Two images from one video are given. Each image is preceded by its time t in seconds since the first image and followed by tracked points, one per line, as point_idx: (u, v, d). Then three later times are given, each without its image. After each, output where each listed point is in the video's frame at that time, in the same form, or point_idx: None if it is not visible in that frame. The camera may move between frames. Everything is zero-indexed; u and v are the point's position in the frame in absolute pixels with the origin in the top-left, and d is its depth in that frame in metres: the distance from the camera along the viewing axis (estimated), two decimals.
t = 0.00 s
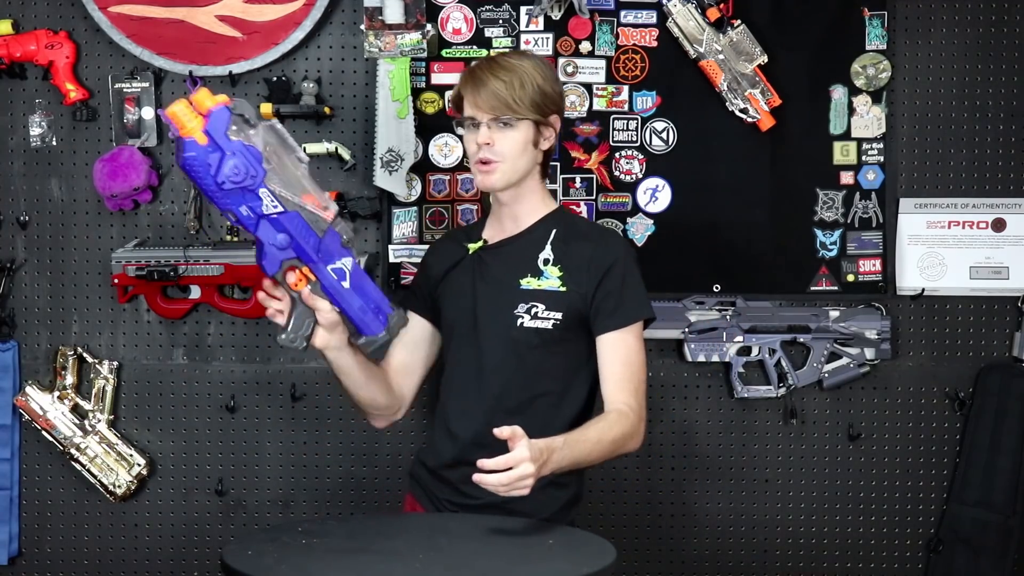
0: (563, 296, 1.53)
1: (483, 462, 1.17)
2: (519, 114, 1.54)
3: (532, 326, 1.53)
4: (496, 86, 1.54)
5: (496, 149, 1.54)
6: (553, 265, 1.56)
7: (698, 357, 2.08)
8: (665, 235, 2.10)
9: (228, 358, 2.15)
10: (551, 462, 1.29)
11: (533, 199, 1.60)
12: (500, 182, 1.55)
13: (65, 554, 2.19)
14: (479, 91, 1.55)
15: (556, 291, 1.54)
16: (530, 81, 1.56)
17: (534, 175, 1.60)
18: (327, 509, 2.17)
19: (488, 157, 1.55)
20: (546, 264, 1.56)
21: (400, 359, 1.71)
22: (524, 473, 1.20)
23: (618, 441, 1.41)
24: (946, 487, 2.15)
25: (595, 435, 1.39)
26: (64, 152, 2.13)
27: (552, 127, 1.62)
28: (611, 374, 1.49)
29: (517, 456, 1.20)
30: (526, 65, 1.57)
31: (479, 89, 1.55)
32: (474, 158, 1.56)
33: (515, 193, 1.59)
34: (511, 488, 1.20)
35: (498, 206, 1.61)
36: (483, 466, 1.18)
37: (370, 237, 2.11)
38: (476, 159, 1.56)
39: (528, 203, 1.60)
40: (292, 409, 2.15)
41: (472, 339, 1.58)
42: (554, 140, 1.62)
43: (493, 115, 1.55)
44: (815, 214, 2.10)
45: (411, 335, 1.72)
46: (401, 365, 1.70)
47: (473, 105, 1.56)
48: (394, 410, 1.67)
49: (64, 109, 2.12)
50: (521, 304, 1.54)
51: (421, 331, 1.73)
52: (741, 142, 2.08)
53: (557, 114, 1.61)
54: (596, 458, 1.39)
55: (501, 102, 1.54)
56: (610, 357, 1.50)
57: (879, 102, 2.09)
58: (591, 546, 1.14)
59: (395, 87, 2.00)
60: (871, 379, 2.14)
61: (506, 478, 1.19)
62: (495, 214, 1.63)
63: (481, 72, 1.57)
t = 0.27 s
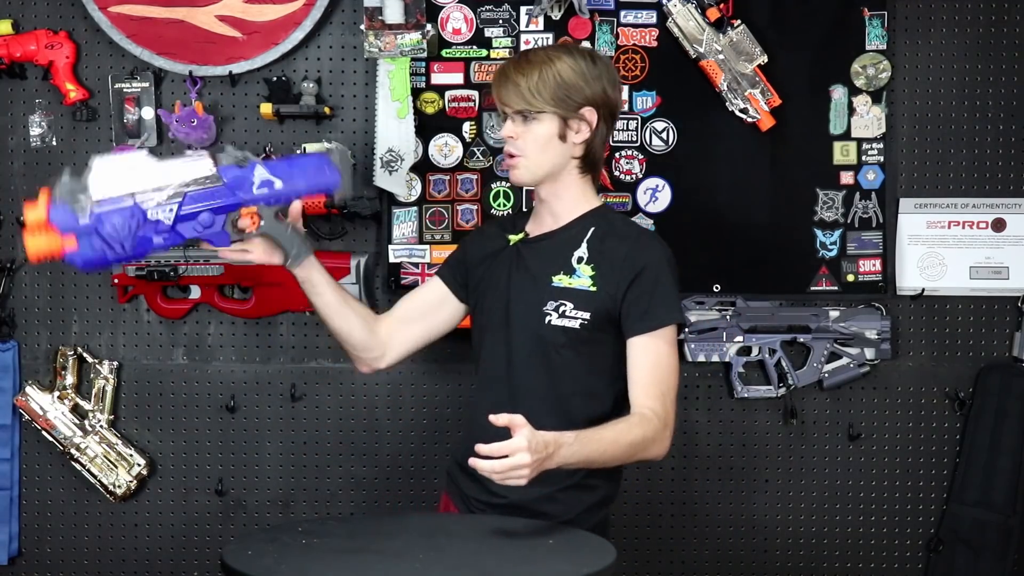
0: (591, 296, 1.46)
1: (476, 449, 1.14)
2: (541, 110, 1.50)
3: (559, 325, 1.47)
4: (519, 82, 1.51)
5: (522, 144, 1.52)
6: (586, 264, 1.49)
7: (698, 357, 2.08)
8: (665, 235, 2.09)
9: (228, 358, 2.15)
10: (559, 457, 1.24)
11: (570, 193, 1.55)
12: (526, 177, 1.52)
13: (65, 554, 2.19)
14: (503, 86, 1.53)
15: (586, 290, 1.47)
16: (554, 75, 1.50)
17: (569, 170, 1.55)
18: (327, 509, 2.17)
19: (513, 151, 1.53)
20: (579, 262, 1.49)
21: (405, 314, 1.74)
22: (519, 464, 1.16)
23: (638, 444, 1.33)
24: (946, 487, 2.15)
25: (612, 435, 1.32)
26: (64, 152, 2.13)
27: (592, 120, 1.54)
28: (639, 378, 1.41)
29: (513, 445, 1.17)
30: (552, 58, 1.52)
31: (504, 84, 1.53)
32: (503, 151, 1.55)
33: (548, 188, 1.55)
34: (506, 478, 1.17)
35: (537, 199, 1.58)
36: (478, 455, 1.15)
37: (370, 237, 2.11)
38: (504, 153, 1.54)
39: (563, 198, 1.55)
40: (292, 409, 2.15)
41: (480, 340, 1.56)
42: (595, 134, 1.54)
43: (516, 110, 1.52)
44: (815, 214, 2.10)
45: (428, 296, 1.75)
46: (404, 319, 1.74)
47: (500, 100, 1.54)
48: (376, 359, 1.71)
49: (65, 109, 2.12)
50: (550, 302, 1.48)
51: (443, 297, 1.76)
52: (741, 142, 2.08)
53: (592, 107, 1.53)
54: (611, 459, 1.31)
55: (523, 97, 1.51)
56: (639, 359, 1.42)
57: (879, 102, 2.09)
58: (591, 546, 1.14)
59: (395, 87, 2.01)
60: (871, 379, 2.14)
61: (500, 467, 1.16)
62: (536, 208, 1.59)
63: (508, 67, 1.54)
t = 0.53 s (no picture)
0: (597, 295, 1.46)
1: (488, 454, 1.14)
2: (567, 104, 1.50)
3: (563, 323, 1.47)
4: (549, 74, 1.51)
5: (545, 136, 1.52)
6: (594, 263, 1.49)
7: (698, 357, 2.08)
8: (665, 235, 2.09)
9: (228, 358, 2.15)
10: (574, 462, 1.23)
11: (587, 191, 1.54)
12: (545, 169, 1.52)
13: (65, 554, 2.19)
14: (534, 77, 1.54)
15: (591, 289, 1.46)
16: (584, 72, 1.50)
17: (589, 168, 1.54)
18: (327, 509, 2.17)
19: (538, 142, 1.53)
20: (588, 260, 1.49)
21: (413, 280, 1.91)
22: (530, 471, 1.16)
23: (654, 450, 1.32)
24: (946, 487, 2.15)
25: (630, 439, 1.32)
26: (64, 152, 2.13)
27: (619, 121, 1.53)
28: (653, 382, 1.40)
29: (528, 453, 1.16)
30: (585, 56, 1.51)
31: (534, 75, 1.53)
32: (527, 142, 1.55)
33: (567, 183, 1.55)
34: (518, 484, 1.17)
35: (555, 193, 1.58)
36: (500, 458, 1.15)
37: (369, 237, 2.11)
38: (528, 143, 1.55)
39: (581, 195, 1.55)
40: (292, 409, 2.15)
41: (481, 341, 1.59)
42: (620, 136, 1.54)
43: (544, 102, 1.52)
44: (815, 214, 2.10)
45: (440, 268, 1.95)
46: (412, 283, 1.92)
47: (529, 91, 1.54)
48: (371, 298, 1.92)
49: (65, 110, 2.12)
50: (556, 298, 1.48)
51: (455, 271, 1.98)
52: (741, 142, 2.08)
53: (620, 108, 1.53)
54: (628, 464, 1.31)
55: (550, 90, 1.51)
56: (652, 364, 1.41)
57: (879, 102, 2.09)
58: (591, 546, 1.14)
59: (395, 87, 2.02)
60: (871, 379, 2.14)
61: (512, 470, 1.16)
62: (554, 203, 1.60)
63: (542, 60, 1.54)
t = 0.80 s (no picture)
0: (595, 295, 1.45)
1: (459, 440, 1.16)
2: (586, 109, 1.49)
3: (561, 320, 1.47)
4: (568, 77, 1.50)
5: (559, 139, 1.52)
6: (595, 262, 1.48)
7: (698, 357, 2.09)
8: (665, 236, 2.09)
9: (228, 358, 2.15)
10: (550, 458, 1.25)
11: (595, 194, 1.55)
12: (556, 173, 1.52)
13: (65, 554, 2.19)
14: (553, 79, 1.52)
15: (590, 288, 1.46)
16: (605, 78, 1.49)
17: (600, 173, 1.54)
18: (327, 509, 2.17)
19: (551, 144, 1.53)
20: (589, 259, 1.49)
21: (436, 316, 1.89)
22: (499, 462, 1.18)
23: (632, 453, 1.33)
24: (946, 487, 2.15)
25: (610, 440, 1.32)
26: (64, 152, 2.13)
27: (635, 127, 1.53)
28: (642, 384, 1.40)
29: (497, 447, 1.18)
30: (607, 61, 1.50)
31: (552, 76, 1.52)
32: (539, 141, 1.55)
33: (577, 188, 1.55)
34: (487, 474, 1.20)
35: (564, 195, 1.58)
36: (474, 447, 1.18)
37: (370, 237, 2.11)
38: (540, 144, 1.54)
39: (589, 200, 1.55)
40: (292, 409, 2.15)
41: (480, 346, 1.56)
42: (634, 143, 1.54)
43: (560, 104, 1.51)
44: (815, 214, 2.10)
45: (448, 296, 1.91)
46: (433, 324, 1.87)
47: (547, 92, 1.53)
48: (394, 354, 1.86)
49: (65, 110, 2.12)
50: (555, 296, 1.48)
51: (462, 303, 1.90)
52: (741, 142, 2.08)
53: (636, 116, 1.52)
54: (607, 464, 1.32)
55: (570, 94, 1.50)
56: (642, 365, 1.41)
57: (879, 102, 2.09)
58: (591, 546, 1.14)
59: (395, 87, 2.04)
60: (870, 379, 2.14)
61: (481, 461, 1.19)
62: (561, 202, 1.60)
63: (561, 61, 1.53)
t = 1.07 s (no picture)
0: (591, 294, 1.45)
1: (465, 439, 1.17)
2: (564, 104, 1.49)
3: (558, 322, 1.46)
4: (541, 75, 1.49)
5: (540, 137, 1.51)
6: (588, 261, 1.47)
7: (698, 357, 2.08)
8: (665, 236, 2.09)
9: (228, 358, 2.15)
10: (552, 454, 1.25)
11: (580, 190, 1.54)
12: (540, 171, 1.51)
13: (65, 554, 2.19)
14: (527, 78, 1.51)
15: (585, 288, 1.45)
16: (579, 71, 1.48)
17: (583, 167, 1.54)
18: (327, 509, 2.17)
19: (532, 142, 1.52)
20: (582, 258, 1.48)
21: (471, 359, 1.80)
22: (501, 462, 1.18)
23: (633, 447, 1.33)
24: (946, 487, 2.15)
25: (611, 435, 1.32)
26: (63, 152, 2.13)
27: (613, 118, 1.53)
28: (639, 380, 1.41)
29: (498, 445, 1.18)
30: (580, 55, 1.50)
31: (526, 75, 1.51)
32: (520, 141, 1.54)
33: (560, 184, 1.54)
34: (490, 473, 1.20)
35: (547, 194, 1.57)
36: (481, 440, 1.18)
37: (370, 237, 2.11)
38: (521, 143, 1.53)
39: (573, 195, 1.54)
40: (292, 409, 2.15)
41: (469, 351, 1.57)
42: (613, 133, 1.54)
43: (536, 103, 1.50)
44: (815, 214, 2.10)
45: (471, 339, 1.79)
46: (469, 366, 1.80)
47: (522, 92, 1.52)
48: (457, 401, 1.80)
49: (65, 110, 2.12)
50: (550, 298, 1.47)
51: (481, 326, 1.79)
52: (741, 142, 2.08)
53: (613, 106, 1.52)
54: (608, 459, 1.32)
55: (547, 91, 1.49)
56: (640, 362, 1.41)
57: (879, 102, 2.09)
58: (591, 546, 1.14)
59: (395, 87, 2.03)
60: (870, 379, 2.14)
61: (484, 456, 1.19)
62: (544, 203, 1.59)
63: (533, 59, 1.52)
